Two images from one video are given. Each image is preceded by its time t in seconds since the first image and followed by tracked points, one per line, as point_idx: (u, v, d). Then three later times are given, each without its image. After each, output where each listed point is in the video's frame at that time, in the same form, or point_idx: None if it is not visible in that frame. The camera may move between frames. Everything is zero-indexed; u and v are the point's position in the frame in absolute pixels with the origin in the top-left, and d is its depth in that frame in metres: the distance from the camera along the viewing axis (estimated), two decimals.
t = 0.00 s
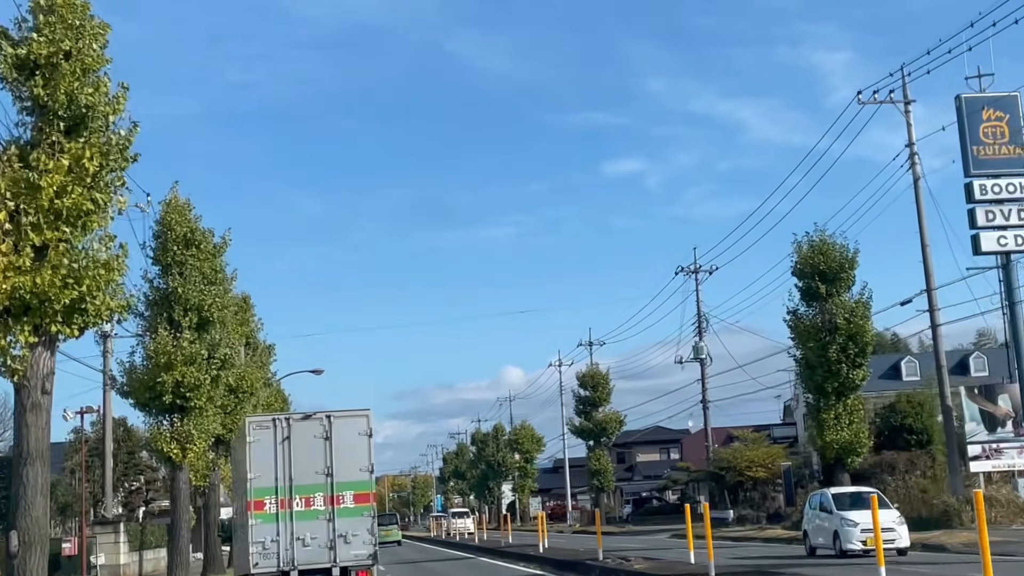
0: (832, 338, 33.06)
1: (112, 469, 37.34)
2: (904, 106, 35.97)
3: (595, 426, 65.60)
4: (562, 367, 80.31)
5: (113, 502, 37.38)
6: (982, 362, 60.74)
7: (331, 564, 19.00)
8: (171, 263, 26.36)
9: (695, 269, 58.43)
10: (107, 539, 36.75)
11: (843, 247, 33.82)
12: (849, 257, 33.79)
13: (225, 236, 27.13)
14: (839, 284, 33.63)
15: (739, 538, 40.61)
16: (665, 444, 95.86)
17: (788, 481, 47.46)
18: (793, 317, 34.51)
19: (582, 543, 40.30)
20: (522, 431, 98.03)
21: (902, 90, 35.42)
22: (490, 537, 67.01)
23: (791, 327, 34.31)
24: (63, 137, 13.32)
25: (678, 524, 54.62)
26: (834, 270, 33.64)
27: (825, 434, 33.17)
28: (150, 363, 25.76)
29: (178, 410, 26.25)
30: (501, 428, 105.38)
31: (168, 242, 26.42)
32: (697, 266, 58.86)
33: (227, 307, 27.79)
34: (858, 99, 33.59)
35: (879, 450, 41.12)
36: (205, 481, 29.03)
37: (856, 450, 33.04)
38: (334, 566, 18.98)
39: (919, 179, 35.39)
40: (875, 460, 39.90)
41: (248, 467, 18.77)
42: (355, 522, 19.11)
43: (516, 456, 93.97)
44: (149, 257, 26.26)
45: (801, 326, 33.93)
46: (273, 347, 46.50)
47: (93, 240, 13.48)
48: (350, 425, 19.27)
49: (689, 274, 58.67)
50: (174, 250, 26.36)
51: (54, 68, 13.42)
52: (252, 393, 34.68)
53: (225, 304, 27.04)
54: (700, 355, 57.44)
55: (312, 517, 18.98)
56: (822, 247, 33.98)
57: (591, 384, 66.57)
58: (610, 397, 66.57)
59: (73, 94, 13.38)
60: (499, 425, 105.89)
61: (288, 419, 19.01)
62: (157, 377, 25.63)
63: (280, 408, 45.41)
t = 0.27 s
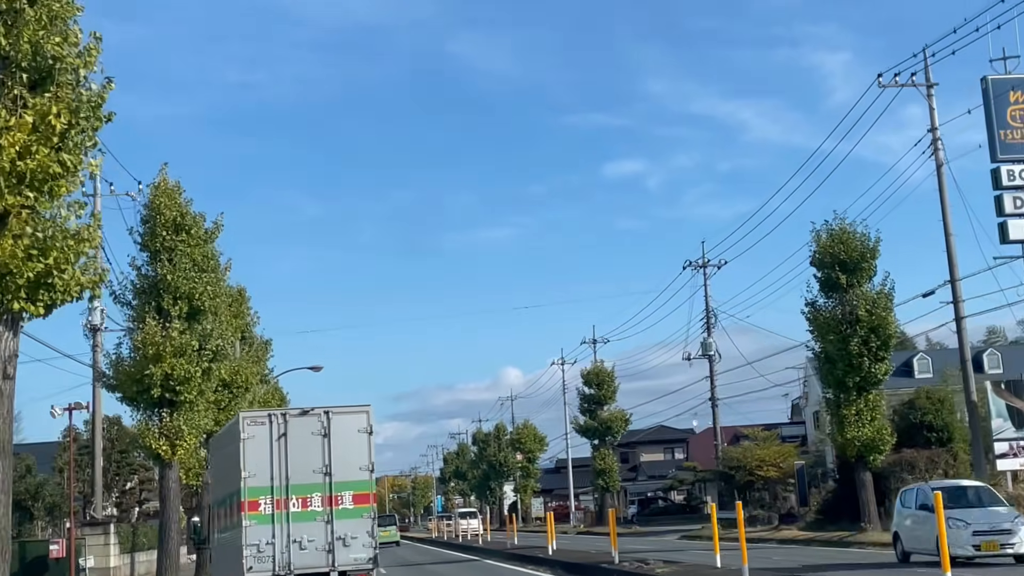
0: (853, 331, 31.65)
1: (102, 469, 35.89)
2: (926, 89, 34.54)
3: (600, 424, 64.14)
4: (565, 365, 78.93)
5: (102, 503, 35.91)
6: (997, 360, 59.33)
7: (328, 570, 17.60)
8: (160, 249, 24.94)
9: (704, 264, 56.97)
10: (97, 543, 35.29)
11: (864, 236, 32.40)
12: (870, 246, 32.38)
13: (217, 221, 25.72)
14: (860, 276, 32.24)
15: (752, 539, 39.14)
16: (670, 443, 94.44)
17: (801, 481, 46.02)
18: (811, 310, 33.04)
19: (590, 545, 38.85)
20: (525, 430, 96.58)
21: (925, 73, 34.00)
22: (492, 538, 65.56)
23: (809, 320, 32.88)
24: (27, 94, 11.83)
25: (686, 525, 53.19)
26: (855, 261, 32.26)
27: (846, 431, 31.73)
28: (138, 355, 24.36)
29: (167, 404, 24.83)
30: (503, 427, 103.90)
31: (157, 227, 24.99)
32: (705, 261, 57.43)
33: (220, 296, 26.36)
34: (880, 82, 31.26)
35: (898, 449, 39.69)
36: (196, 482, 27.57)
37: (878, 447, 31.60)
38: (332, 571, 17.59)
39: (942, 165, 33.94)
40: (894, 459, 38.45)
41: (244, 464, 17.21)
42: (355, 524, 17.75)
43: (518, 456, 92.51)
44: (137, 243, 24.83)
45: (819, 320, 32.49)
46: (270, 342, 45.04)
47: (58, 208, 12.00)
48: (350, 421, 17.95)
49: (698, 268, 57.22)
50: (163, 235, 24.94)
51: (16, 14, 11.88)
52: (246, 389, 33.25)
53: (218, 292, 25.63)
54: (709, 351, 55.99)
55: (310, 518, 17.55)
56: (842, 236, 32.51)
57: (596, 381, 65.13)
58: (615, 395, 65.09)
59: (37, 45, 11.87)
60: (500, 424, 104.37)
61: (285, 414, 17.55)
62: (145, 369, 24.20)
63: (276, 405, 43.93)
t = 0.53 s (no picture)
0: (877, 324, 30.27)
1: (91, 468, 34.47)
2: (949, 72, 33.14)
3: (605, 424, 62.69)
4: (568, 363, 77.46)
5: (92, 503, 34.47)
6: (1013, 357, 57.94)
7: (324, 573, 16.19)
8: (148, 234, 23.51)
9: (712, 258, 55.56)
10: (86, 544, 33.88)
11: (887, 226, 30.96)
12: (893, 236, 30.97)
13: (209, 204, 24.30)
14: (883, 267, 30.84)
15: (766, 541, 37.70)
16: (674, 443, 93.02)
17: (815, 481, 44.54)
18: (831, 302, 31.62)
19: (598, 547, 37.43)
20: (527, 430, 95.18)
21: (949, 55, 32.59)
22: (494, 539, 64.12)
23: (830, 312, 31.49)
24: None
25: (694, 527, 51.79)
26: (877, 251, 30.83)
27: (868, 429, 30.34)
28: (125, 347, 22.98)
29: (156, 398, 23.44)
30: (505, 426, 102.48)
31: (145, 210, 23.57)
32: (713, 256, 55.97)
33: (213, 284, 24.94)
34: (902, 65, 28.82)
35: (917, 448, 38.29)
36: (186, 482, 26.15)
37: (902, 445, 30.19)
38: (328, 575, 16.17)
39: (967, 152, 32.52)
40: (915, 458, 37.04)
41: (234, 463, 15.77)
42: (351, 526, 16.36)
43: (520, 456, 91.04)
44: (124, 227, 23.41)
45: (839, 313, 31.09)
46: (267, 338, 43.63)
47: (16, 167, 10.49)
48: (346, 415, 16.46)
49: (707, 263, 55.81)
50: (151, 219, 23.52)
51: None
52: (242, 385, 31.88)
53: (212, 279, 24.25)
54: (717, 349, 54.58)
55: (304, 520, 16.14)
56: (864, 225, 31.08)
57: (601, 380, 63.66)
58: (621, 394, 63.66)
59: None
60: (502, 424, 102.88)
61: (277, 408, 16.08)
62: (132, 361, 22.82)
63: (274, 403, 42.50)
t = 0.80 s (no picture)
0: (901, 316, 28.96)
1: (80, 468, 33.06)
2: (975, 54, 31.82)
3: (610, 423, 61.28)
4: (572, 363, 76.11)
5: (80, 504, 33.05)
6: None
7: None
8: (135, 217, 22.13)
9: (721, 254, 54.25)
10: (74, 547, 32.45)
11: (912, 213, 29.60)
12: (918, 224, 29.57)
13: (201, 184, 22.88)
14: (908, 256, 29.47)
15: (781, 544, 36.31)
16: (679, 444, 91.65)
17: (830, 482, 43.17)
18: (852, 294, 30.31)
19: (606, 551, 36.06)
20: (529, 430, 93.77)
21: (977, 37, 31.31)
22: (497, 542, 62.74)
23: (851, 305, 30.17)
24: None
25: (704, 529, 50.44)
26: (902, 239, 29.44)
27: (892, 427, 28.97)
28: (111, 336, 21.64)
29: (144, 390, 22.09)
30: (506, 427, 101.09)
31: (132, 191, 22.18)
32: (722, 251, 54.62)
33: (204, 269, 23.55)
34: (926, 47, 28.28)
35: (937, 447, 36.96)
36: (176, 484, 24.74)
37: (928, 444, 28.75)
38: None
39: (994, 137, 31.20)
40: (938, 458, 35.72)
41: (221, 460, 14.42)
42: (345, 528, 15.05)
43: (523, 457, 89.63)
44: (109, 209, 22.03)
45: (860, 305, 29.78)
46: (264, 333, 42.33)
47: None
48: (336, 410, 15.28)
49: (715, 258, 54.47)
50: (138, 201, 22.12)
51: None
52: (237, 380, 30.55)
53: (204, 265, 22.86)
54: (727, 346, 53.24)
55: (295, 521, 14.81)
56: (887, 213, 29.79)
57: (606, 378, 62.21)
58: (627, 393, 62.29)
59: None
60: (504, 425, 101.45)
61: (266, 402, 14.81)
62: (118, 351, 21.47)
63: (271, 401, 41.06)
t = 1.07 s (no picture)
0: (926, 308, 27.66)
1: (68, 467, 31.72)
2: (1002, 37, 30.52)
3: (615, 423, 59.94)
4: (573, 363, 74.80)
5: (68, 505, 31.70)
6: None
7: None
8: (120, 199, 20.76)
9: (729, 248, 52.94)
10: (61, 549, 31.10)
11: (937, 201, 28.29)
12: (944, 212, 28.26)
13: (191, 165, 21.51)
14: (932, 247, 28.17)
15: (796, 547, 34.99)
16: (682, 446, 90.35)
17: (845, 483, 41.89)
18: (874, 286, 28.99)
19: (615, 554, 34.74)
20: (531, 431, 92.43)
21: (1002, 18, 30.01)
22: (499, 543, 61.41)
23: (873, 298, 28.86)
24: None
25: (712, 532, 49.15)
26: (926, 229, 28.13)
27: (916, 424, 27.64)
28: (94, 325, 20.34)
29: (130, 383, 20.78)
30: (507, 428, 99.78)
31: (117, 172, 20.81)
32: (730, 246, 53.33)
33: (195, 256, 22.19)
34: (948, 30, 26.22)
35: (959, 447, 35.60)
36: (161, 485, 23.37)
37: (955, 442, 27.40)
38: None
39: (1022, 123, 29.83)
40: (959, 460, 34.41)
41: (210, 456, 13.10)
42: (339, 535, 13.75)
43: (524, 458, 88.32)
44: (93, 191, 20.68)
45: (883, 297, 28.45)
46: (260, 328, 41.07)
47: None
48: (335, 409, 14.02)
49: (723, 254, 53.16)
50: (124, 181, 20.75)
51: None
52: (233, 373, 29.25)
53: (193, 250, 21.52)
54: (735, 343, 51.93)
55: (286, 526, 13.48)
56: (911, 200, 28.44)
57: (610, 377, 60.88)
58: (631, 392, 60.95)
59: None
60: (505, 425, 100.11)
61: (261, 396, 13.55)
62: (102, 342, 20.16)
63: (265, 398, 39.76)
